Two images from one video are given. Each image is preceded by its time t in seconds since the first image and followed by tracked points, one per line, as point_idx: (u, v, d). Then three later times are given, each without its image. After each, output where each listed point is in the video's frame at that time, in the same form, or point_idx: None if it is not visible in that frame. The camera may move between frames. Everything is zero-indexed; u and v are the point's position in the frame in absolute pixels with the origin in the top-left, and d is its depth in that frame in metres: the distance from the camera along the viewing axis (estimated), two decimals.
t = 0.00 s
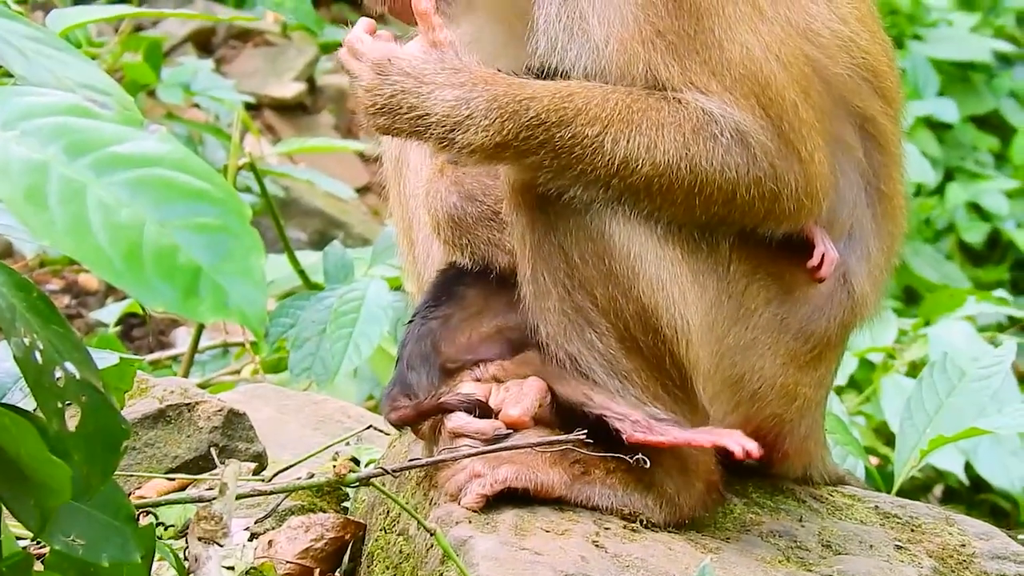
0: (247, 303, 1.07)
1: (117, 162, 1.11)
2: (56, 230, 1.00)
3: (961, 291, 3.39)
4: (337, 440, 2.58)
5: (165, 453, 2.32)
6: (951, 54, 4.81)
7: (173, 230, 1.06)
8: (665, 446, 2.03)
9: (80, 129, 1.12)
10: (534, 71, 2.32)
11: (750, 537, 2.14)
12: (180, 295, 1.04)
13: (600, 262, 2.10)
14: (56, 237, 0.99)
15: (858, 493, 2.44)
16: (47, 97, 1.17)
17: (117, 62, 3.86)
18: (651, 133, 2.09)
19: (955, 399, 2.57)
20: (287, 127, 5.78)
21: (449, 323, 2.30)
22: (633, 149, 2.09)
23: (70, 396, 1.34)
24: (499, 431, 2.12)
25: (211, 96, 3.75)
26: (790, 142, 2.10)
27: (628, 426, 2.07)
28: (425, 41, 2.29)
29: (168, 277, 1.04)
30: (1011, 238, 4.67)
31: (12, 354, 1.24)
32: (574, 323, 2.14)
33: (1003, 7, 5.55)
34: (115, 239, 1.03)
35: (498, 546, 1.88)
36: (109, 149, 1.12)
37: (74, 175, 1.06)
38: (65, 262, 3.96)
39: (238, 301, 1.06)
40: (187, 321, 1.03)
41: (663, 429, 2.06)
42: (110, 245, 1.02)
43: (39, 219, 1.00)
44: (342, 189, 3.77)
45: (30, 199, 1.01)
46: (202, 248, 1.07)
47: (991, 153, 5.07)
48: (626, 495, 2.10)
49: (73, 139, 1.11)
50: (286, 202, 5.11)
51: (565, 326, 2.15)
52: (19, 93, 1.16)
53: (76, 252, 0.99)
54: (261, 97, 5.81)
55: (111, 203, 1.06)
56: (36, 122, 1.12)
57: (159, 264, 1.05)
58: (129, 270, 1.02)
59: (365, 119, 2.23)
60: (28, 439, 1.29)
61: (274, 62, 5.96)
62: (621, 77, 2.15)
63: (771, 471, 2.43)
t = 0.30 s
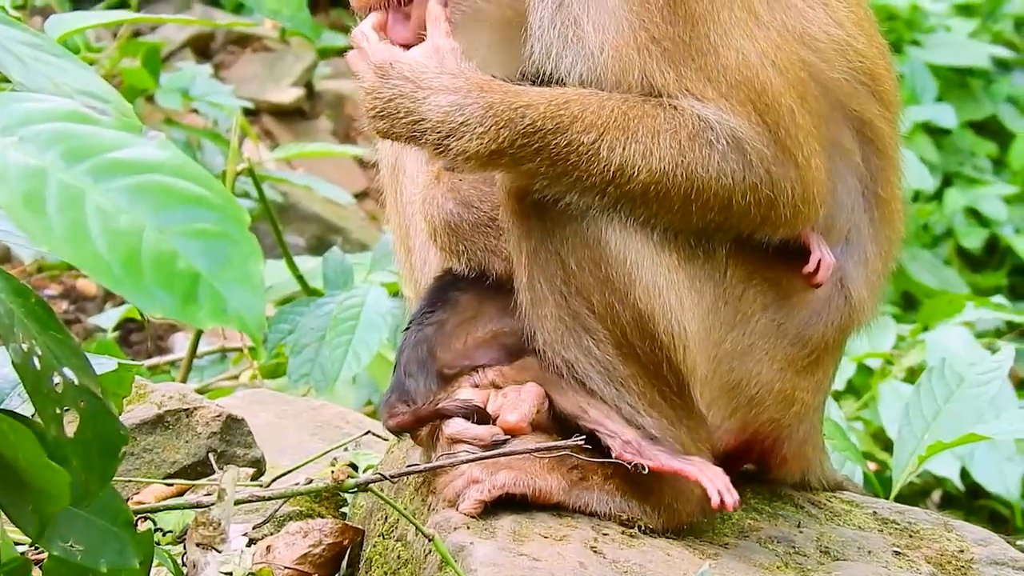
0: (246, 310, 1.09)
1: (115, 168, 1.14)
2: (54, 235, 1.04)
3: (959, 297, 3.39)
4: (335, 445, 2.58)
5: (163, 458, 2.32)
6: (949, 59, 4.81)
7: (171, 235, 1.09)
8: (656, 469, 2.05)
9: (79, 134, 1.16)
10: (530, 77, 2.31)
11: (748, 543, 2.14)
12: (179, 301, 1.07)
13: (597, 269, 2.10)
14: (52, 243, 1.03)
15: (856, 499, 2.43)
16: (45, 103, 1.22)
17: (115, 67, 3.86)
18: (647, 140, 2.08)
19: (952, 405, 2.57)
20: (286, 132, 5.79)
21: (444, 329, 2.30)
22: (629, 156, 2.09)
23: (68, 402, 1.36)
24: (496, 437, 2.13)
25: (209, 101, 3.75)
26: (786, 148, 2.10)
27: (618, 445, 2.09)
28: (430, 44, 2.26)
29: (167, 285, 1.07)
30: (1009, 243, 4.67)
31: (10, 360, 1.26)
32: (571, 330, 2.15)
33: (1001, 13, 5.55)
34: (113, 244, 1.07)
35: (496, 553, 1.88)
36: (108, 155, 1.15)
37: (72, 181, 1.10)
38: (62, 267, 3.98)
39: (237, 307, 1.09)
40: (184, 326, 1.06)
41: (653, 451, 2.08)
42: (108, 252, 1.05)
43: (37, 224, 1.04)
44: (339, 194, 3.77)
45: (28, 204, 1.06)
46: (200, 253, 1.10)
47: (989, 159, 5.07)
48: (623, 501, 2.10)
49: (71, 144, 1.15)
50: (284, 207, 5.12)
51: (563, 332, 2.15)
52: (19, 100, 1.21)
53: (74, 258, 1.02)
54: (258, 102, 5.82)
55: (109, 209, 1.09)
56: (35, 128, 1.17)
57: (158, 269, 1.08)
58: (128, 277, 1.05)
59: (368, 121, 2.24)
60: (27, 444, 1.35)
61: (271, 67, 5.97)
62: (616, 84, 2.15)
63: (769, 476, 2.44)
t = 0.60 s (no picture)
0: (243, 319, 1.16)
1: (111, 178, 1.20)
2: (51, 243, 1.10)
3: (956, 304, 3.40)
4: (333, 454, 2.58)
5: (161, 467, 2.33)
6: (946, 67, 4.82)
7: (168, 245, 1.16)
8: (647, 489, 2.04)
9: (77, 144, 1.22)
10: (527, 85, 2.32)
11: (746, 551, 2.14)
12: (175, 310, 1.13)
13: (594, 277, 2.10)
14: (51, 251, 1.08)
15: (854, 507, 2.43)
16: (42, 113, 1.28)
17: (113, 76, 3.88)
18: (642, 146, 2.08)
19: (951, 413, 2.57)
20: (284, 141, 5.82)
21: (442, 339, 2.29)
22: (624, 162, 2.09)
23: (66, 411, 1.37)
24: (494, 446, 2.13)
25: (207, 110, 3.78)
26: (781, 154, 2.11)
27: (611, 462, 2.08)
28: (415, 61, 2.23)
29: (164, 294, 1.13)
30: (1007, 252, 4.67)
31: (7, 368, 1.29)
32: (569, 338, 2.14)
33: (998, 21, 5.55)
34: (112, 254, 1.13)
35: (494, 562, 1.88)
36: (104, 164, 1.21)
37: (69, 190, 1.16)
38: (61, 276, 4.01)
39: (234, 317, 1.16)
40: (183, 335, 1.12)
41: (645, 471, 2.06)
42: (105, 261, 1.11)
43: (35, 233, 1.10)
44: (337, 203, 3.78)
45: (25, 214, 1.11)
46: (198, 263, 1.17)
47: (986, 167, 5.07)
48: (621, 510, 2.10)
49: (69, 153, 1.21)
50: (281, 217, 5.13)
51: (561, 342, 2.15)
52: (17, 108, 1.26)
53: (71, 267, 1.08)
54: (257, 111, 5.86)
55: (106, 218, 1.15)
56: (32, 136, 1.22)
57: (155, 279, 1.14)
58: (125, 286, 1.11)
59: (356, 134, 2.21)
60: (26, 454, 1.38)
61: (270, 76, 6.00)
62: (610, 94, 2.15)
63: (767, 484, 2.44)
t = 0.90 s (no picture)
0: (242, 327, 1.16)
1: (110, 186, 1.20)
2: (52, 254, 1.10)
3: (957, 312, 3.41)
4: (332, 462, 2.58)
5: (160, 476, 2.33)
6: (945, 75, 4.82)
7: (167, 253, 1.16)
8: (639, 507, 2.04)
9: (77, 152, 1.22)
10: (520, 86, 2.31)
11: (746, 560, 2.14)
12: (174, 319, 1.14)
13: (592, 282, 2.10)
14: (51, 262, 1.09)
15: (854, 515, 2.43)
16: (41, 121, 1.27)
17: (113, 86, 3.90)
18: (637, 148, 2.08)
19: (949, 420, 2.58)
20: (284, 150, 5.81)
21: (442, 347, 2.30)
22: (619, 164, 2.09)
23: (65, 419, 1.36)
24: (493, 454, 2.13)
25: (205, 119, 3.84)
26: (777, 162, 2.10)
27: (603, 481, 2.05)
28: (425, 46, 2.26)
29: (163, 302, 1.14)
30: (1006, 260, 4.67)
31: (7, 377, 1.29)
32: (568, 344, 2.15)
33: (999, 28, 5.54)
34: (110, 265, 1.14)
35: (493, 570, 1.88)
36: (104, 172, 1.21)
37: (69, 200, 1.16)
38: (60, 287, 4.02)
39: (234, 325, 1.16)
40: (182, 343, 1.13)
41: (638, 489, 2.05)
42: (104, 270, 1.13)
43: (33, 242, 1.10)
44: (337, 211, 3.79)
45: (25, 224, 1.12)
46: (198, 271, 1.17)
47: (986, 175, 5.07)
48: (619, 518, 2.09)
49: (69, 162, 1.20)
50: (281, 226, 5.14)
51: (561, 350, 2.15)
52: (16, 117, 1.26)
53: (71, 277, 1.09)
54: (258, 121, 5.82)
55: (106, 227, 1.16)
56: (32, 145, 1.21)
57: (153, 288, 1.14)
58: (124, 295, 1.12)
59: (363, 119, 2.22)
60: (26, 462, 1.42)
61: (269, 85, 6.00)
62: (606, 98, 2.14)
63: (767, 492, 2.43)
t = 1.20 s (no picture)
0: (239, 334, 1.20)
1: (106, 194, 1.26)
2: (47, 260, 1.15)
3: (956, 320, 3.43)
4: (330, 469, 2.58)
5: (159, 484, 2.36)
6: (944, 84, 4.83)
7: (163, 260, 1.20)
8: (631, 521, 2.05)
9: (75, 160, 1.29)
10: (529, 101, 2.34)
11: (744, 568, 2.14)
12: (171, 325, 1.17)
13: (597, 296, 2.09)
14: (46, 268, 1.14)
15: (852, 524, 2.43)
16: (37, 127, 1.35)
17: (112, 93, 3.93)
18: (637, 159, 2.07)
19: (947, 429, 2.59)
20: (280, 158, 6.03)
21: (440, 356, 2.32)
22: (620, 176, 2.06)
23: (63, 427, 1.42)
24: (492, 461, 2.12)
25: (204, 127, 3.88)
26: (778, 164, 2.09)
27: (595, 493, 2.07)
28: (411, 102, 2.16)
29: (160, 309, 1.18)
30: (1005, 268, 4.67)
31: (3, 384, 1.33)
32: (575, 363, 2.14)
33: (997, 38, 5.50)
34: (106, 270, 1.18)
35: None
36: (100, 180, 1.27)
37: (65, 206, 1.22)
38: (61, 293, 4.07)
39: (230, 333, 1.19)
40: (178, 349, 1.16)
41: (630, 501, 2.07)
42: (101, 276, 1.17)
43: (31, 249, 1.16)
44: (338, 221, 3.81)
45: (24, 231, 1.17)
46: (194, 279, 1.21)
47: (985, 184, 5.07)
48: (617, 527, 2.08)
49: (67, 168, 1.27)
50: (279, 233, 5.26)
51: (559, 360, 2.14)
52: (11, 126, 1.33)
53: (67, 283, 1.13)
54: (255, 128, 6.07)
55: (102, 233, 1.21)
56: (28, 152, 1.28)
57: (151, 294, 1.18)
58: (121, 301, 1.16)
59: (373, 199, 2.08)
60: (23, 469, 1.44)
61: (267, 94, 6.32)
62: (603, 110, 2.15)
63: (765, 501, 2.43)
